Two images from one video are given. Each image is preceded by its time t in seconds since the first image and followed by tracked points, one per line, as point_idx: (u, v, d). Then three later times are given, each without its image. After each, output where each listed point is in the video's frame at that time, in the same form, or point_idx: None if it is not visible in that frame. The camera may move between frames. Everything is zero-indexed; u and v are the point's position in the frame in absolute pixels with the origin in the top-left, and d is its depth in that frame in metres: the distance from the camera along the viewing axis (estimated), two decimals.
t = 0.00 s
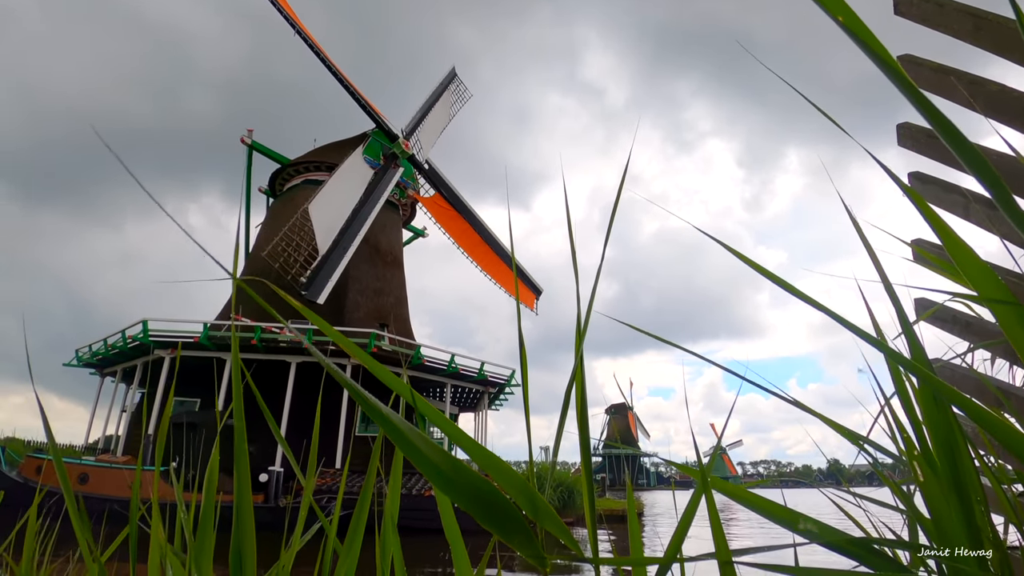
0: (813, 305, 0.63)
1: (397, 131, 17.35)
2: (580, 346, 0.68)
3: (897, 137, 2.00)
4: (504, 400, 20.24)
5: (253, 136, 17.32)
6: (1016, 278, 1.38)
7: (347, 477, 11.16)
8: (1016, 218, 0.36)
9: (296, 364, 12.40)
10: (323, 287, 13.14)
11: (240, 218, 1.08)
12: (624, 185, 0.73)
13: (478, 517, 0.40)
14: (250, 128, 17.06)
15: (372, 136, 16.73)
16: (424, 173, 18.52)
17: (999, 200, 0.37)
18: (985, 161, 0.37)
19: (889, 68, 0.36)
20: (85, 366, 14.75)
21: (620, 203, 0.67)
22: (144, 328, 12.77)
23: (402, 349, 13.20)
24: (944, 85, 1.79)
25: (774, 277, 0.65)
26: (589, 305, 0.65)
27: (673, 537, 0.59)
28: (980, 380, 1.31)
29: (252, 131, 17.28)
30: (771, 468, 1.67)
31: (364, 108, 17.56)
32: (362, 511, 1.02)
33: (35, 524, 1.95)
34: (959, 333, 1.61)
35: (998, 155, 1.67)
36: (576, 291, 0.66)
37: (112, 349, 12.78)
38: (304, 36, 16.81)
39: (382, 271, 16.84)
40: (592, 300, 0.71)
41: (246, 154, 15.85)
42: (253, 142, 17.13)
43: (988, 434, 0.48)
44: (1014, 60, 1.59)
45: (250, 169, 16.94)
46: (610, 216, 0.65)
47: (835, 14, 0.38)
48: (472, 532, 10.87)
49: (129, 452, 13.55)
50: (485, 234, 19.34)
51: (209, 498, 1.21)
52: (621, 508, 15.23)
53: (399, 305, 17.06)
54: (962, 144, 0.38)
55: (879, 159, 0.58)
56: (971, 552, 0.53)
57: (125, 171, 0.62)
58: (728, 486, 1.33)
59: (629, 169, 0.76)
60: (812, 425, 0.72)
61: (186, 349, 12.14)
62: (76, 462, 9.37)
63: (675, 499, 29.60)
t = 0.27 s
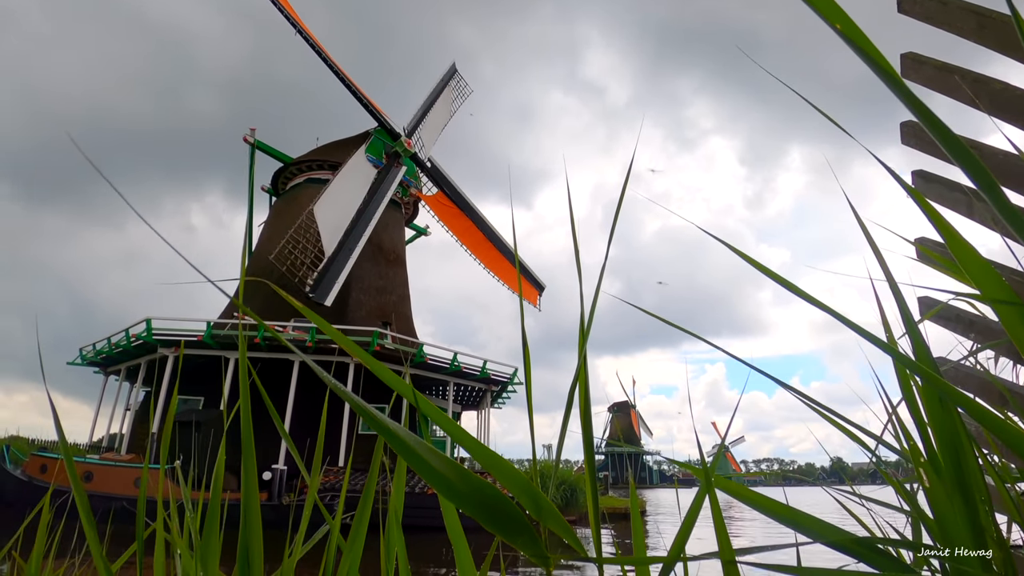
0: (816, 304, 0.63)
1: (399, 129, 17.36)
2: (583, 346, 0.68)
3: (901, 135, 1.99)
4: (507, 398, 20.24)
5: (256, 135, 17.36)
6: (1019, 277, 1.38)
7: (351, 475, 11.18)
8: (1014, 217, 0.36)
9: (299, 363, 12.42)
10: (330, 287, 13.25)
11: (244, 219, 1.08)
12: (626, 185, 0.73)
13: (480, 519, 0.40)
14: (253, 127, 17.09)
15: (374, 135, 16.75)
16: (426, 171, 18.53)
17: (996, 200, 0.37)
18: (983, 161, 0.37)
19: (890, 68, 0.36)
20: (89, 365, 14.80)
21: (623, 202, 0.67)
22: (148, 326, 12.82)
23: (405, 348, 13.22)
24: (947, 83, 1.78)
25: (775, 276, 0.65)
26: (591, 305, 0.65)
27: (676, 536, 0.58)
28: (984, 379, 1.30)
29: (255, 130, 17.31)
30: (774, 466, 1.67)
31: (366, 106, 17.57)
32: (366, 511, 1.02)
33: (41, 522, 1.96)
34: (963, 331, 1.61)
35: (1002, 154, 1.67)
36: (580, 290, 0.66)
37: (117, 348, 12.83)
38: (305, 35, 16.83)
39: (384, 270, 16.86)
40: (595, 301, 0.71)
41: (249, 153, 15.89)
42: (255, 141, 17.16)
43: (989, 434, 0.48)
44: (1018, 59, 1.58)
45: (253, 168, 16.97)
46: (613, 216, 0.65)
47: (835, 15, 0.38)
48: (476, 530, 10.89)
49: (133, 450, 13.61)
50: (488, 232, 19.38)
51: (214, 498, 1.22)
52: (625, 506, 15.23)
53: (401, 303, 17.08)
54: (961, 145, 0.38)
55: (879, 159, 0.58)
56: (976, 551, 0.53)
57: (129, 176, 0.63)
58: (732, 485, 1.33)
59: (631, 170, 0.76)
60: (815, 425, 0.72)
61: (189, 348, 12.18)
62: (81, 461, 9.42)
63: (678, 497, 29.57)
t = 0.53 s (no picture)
0: (821, 301, 0.63)
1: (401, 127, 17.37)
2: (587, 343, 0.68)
3: (905, 132, 1.99)
4: (510, 396, 20.25)
5: (258, 133, 17.37)
6: None
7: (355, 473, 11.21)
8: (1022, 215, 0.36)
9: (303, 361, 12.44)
10: (338, 290, 13.27)
11: (248, 217, 1.09)
12: (630, 183, 0.73)
13: (485, 514, 0.40)
14: (255, 126, 17.11)
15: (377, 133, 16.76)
16: (429, 169, 18.54)
17: (1006, 197, 0.36)
18: (991, 158, 0.37)
19: (900, 63, 0.35)
20: (93, 363, 14.84)
21: (627, 201, 0.67)
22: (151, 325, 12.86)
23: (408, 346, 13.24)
24: (952, 80, 1.77)
25: (780, 274, 0.65)
26: (596, 302, 0.65)
27: (680, 534, 0.58)
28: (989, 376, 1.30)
29: (257, 129, 17.32)
30: (777, 463, 1.67)
31: (368, 105, 17.58)
32: (371, 508, 1.03)
33: (43, 519, 1.95)
34: (966, 329, 1.60)
35: (1007, 150, 1.66)
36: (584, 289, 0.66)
37: (120, 347, 12.86)
38: (306, 34, 16.84)
39: (387, 268, 16.87)
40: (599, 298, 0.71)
41: (251, 152, 15.91)
42: (258, 140, 17.18)
43: (995, 431, 0.48)
44: None
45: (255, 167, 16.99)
46: (617, 217, 0.65)
47: (845, 12, 0.38)
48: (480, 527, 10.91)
49: (137, 449, 13.65)
50: (491, 228, 19.39)
51: (222, 495, 1.22)
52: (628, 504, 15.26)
53: (404, 301, 17.09)
54: (967, 138, 0.38)
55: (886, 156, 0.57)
56: (982, 549, 0.53)
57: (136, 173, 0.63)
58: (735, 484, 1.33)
59: (636, 167, 0.76)
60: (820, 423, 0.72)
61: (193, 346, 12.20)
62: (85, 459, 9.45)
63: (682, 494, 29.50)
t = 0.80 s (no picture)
0: (826, 299, 0.63)
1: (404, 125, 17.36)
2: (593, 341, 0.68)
3: (911, 129, 1.98)
4: (513, 394, 20.25)
5: (261, 131, 17.39)
6: None
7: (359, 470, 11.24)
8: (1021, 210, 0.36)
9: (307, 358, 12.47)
10: (346, 289, 13.31)
11: (253, 218, 1.09)
12: (636, 183, 0.73)
13: (489, 514, 0.40)
14: (258, 124, 17.14)
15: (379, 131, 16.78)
16: (431, 166, 18.53)
17: (1002, 190, 0.36)
18: (992, 156, 0.37)
19: (904, 65, 0.35)
20: (97, 361, 14.88)
21: (633, 200, 0.66)
22: (155, 322, 12.89)
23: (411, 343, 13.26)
24: (958, 76, 1.77)
25: (783, 272, 0.66)
26: (601, 303, 0.65)
27: (686, 535, 0.59)
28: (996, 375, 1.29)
29: (260, 127, 17.35)
30: (780, 461, 1.67)
31: (370, 102, 17.58)
32: (377, 507, 1.03)
33: (46, 516, 1.96)
34: (973, 327, 1.60)
35: (1012, 147, 1.66)
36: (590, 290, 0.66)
37: (124, 344, 12.91)
38: (307, 32, 16.84)
39: (390, 265, 16.88)
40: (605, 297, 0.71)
41: (254, 149, 15.92)
42: (260, 138, 17.20)
43: (1000, 431, 0.48)
44: None
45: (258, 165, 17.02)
46: (623, 216, 0.65)
47: (849, 17, 0.38)
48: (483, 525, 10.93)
49: (141, 446, 13.71)
50: (494, 225, 19.40)
51: (228, 493, 1.21)
52: (632, 501, 15.25)
53: (407, 298, 17.10)
54: (970, 136, 0.37)
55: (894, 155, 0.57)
56: (984, 548, 0.53)
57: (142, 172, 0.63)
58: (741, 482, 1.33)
59: (641, 166, 0.76)
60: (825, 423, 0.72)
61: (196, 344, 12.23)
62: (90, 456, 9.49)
63: (686, 492, 29.49)
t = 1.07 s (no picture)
0: (830, 297, 0.63)
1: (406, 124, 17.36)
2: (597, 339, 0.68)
3: (916, 126, 1.97)
4: (516, 392, 20.27)
5: (264, 131, 17.41)
6: None
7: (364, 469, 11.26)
8: (1019, 205, 0.36)
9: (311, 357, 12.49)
10: (354, 292, 13.32)
11: (257, 217, 1.09)
12: (640, 181, 0.73)
13: (494, 513, 0.41)
14: (260, 123, 17.15)
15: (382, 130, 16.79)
16: (434, 165, 18.52)
17: (998, 184, 0.36)
18: (993, 155, 0.37)
19: (905, 69, 0.35)
20: (101, 360, 14.94)
21: (637, 199, 0.66)
22: (159, 322, 12.93)
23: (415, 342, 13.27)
24: (963, 73, 1.76)
25: (787, 270, 0.66)
26: (606, 303, 0.65)
27: (691, 536, 0.59)
28: (1003, 373, 1.28)
29: (263, 126, 17.37)
30: (784, 459, 1.66)
31: (372, 101, 17.58)
32: (382, 506, 1.03)
33: (54, 516, 1.96)
34: (979, 325, 1.59)
35: (1020, 144, 1.65)
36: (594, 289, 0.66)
37: (129, 344, 12.95)
38: (308, 31, 16.83)
39: (393, 264, 16.89)
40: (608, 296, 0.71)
41: (257, 149, 15.95)
42: (263, 137, 17.22)
43: (1003, 427, 0.48)
44: None
45: (261, 164, 17.04)
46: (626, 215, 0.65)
47: (852, 20, 0.38)
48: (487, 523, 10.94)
49: (146, 445, 13.76)
50: (498, 222, 19.41)
51: (232, 493, 1.21)
52: (636, 499, 15.25)
53: (410, 297, 17.12)
54: (973, 138, 0.37)
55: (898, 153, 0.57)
56: (987, 549, 0.53)
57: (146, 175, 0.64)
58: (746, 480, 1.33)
59: (645, 165, 0.76)
60: (830, 422, 0.72)
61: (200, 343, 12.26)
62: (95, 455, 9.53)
63: (690, 489, 29.47)
